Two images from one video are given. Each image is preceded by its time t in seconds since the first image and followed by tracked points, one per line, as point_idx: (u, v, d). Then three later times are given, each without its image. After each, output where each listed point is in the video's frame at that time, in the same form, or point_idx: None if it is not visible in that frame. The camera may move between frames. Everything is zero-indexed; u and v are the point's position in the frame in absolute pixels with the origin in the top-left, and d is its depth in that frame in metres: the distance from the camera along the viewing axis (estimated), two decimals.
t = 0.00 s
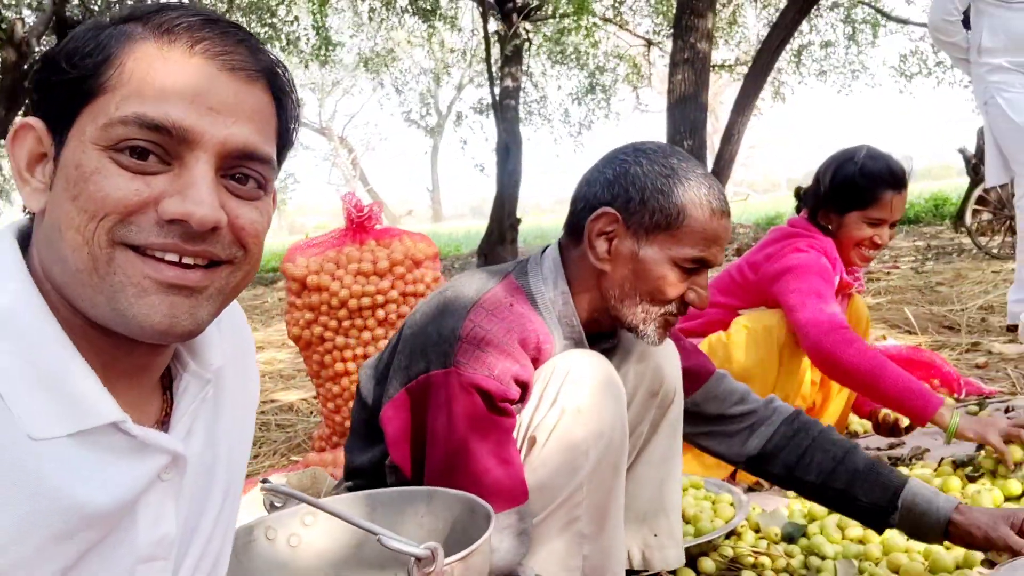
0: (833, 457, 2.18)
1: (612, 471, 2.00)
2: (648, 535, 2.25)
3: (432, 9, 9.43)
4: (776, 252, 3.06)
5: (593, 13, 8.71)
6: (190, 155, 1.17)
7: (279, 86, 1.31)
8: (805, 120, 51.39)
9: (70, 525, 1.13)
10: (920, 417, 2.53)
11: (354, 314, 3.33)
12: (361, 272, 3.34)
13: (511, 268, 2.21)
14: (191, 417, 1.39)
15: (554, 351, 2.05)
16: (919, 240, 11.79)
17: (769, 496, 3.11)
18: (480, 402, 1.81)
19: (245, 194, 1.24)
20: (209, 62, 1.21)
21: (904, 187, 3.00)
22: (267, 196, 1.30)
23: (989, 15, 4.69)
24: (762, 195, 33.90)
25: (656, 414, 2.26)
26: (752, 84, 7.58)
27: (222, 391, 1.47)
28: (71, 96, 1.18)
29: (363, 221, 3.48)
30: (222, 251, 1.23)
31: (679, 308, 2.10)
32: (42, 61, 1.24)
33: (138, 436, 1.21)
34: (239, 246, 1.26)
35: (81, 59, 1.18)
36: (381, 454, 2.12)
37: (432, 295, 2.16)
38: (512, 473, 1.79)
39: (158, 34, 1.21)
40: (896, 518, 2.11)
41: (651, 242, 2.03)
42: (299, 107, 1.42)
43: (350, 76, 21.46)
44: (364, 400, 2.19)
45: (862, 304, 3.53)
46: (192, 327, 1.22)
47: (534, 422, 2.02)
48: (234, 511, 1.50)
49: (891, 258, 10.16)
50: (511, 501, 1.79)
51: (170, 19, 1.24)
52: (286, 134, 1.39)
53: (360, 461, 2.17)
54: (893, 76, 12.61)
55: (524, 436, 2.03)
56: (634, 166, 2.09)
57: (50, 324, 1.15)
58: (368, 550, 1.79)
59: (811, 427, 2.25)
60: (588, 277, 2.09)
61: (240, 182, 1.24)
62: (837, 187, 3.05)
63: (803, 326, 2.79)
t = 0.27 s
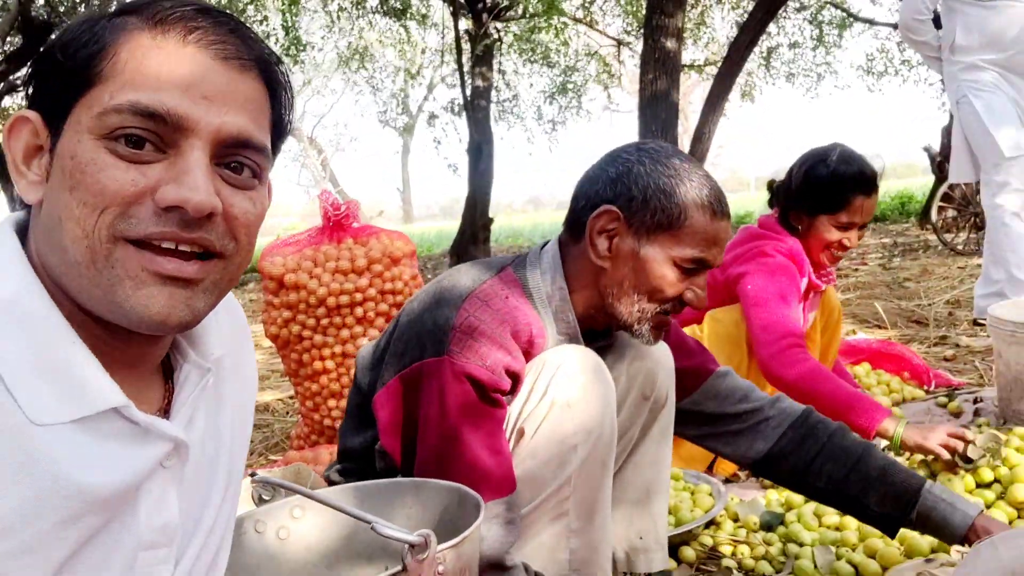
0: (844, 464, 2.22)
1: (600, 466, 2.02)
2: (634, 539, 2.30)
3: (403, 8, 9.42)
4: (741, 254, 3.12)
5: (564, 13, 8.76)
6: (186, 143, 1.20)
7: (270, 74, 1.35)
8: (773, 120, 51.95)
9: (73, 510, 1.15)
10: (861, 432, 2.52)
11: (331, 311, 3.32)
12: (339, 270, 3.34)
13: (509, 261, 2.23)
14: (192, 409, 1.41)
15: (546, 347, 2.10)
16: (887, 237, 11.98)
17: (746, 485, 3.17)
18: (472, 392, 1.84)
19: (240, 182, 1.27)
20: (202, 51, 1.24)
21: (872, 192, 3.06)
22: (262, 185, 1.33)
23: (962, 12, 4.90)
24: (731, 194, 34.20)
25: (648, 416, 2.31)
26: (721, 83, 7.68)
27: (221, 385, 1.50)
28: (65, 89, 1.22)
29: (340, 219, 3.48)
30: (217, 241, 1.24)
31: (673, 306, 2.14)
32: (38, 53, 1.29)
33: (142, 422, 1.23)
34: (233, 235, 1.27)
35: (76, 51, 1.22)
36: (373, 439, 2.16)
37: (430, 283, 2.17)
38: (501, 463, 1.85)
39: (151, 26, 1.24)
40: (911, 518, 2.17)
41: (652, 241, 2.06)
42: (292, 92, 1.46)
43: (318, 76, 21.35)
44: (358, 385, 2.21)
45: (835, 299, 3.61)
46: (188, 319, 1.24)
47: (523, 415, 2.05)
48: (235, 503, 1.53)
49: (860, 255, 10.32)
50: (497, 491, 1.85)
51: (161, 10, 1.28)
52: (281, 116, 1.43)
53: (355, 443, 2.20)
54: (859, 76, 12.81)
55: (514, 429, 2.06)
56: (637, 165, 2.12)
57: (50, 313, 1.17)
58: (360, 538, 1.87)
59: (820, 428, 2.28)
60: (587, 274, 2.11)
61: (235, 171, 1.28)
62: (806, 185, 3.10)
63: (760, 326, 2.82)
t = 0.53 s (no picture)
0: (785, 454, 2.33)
1: (586, 466, 2.03)
2: (623, 528, 2.31)
3: (387, 9, 9.40)
4: (730, 254, 3.12)
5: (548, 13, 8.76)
6: (166, 126, 1.21)
7: (247, 62, 1.36)
8: (757, 119, 52.20)
9: (62, 512, 1.14)
10: (876, 420, 2.52)
11: (317, 312, 3.31)
12: (324, 271, 3.32)
13: (489, 263, 2.23)
14: (181, 407, 1.40)
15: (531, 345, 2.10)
16: (870, 235, 12.07)
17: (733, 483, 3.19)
18: (457, 397, 1.86)
19: (222, 167, 1.28)
20: (179, 38, 1.25)
21: (855, 194, 3.08)
22: (243, 173, 1.34)
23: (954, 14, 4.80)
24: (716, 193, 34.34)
25: (634, 410, 2.33)
26: (705, 83, 7.72)
27: (209, 379, 1.50)
28: (44, 83, 1.21)
29: (325, 220, 3.46)
30: (201, 226, 1.23)
31: (655, 305, 2.16)
32: (17, 56, 1.29)
33: (130, 421, 1.23)
34: (217, 222, 1.26)
35: (55, 45, 1.22)
36: (358, 446, 2.14)
37: (415, 284, 2.18)
38: (489, 466, 1.86)
39: (127, 17, 1.25)
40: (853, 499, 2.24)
41: (632, 243, 2.08)
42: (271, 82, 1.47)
43: (302, 77, 21.26)
44: (342, 394, 2.21)
45: (819, 293, 3.62)
46: (178, 303, 1.22)
47: (508, 418, 2.05)
48: (228, 502, 1.53)
49: (843, 252, 10.38)
50: (485, 494, 1.86)
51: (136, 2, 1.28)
52: (260, 105, 1.45)
53: (340, 452, 2.19)
54: (841, 76, 12.90)
55: (500, 431, 2.06)
56: (615, 166, 2.12)
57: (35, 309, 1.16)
58: (352, 538, 1.86)
59: (763, 420, 2.40)
60: (569, 276, 2.12)
61: (217, 157, 1.28)
62: (789, 186, 3.12)
63: (757, 331, 2.84)
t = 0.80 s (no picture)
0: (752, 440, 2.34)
1: (580, 462, 2.01)
2: (615, 523, 2.28)
3: (382, 10, 9.40)
4: (727, 254, 3.12)
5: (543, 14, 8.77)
6: (163, 130, 1.20)
7: (245, 65, 1.35)
8: (752, 119, 52.25)
9: (58, 519, 1.14)
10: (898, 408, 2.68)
11: (313, 314, 3.31)
12: (320, 273, 3.32)
13: (472, 262, 2.23)
14: (177, 411, 1.40)
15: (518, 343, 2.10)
16: (865, 235, 12.10)
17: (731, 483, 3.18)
18: (449, 395, 1.85)
19: (219, 173, 1.28)
20: (177, 42, 1.25)
21: (847, 191, 3.09)
22: (241, 178, 1.34)
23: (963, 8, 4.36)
24: (711, 193, 34.39)
25: (623, 399, 2.34)
26: (701, 83, 7.71)
27: (208, 385, 1.49)
28: (41, 82, 1.21)
29: (321, 221, 3.46)
30: (198, 230, 1.23)
31: (636, 296, 2.16)
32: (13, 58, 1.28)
33: (125, 427, 1.22)
34: (214, 225, 1.26)
35: (51, 48, 1.22)
36: (350, 454, 2.13)
37: (403, 285, 2.19)
38: (483, 463, 1.86)
39: (125, 21, 1.24)
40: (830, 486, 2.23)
41: (610, 234, 2.08)
42: (270, 82, 1.46)
43: (297, 79, 21.24)
44: (331, 400, 2.21)
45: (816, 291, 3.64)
46: (175, 308, 1.21)
47: (499, 417, 2.06)
48: (224, 508, 1.53)
49: (839, 252, 10.39)
50: (479, 493, 1.85)
51: (133, 6, 1.27)
52: (258, 106, 1.44)
53: (330, 460, 2.19)
54: (836, 76, 12.93)
55: (491, 431, 2.07)
56: (591, 159, 2.14)
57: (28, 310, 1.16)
58: (344, 543, 1.85)
59: (727, 414, 2.41)
60: (549, 269, 2.13)
61: (214, 162, 1.28)
62: (780, 184, 3.12)
63: (762, 334, 2.90)
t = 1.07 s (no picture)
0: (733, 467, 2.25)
1: (575, 457, 2.04)
2: (613, 512, 2.32)
3: (382, 12, 9.40)
4: (725, 253, 3.12)
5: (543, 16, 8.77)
6: (159, 132, 1.20)
7: (241, 67, 1.36)
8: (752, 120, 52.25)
9: (54, 523, 1.14)
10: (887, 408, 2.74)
11: (313, 316, 3.30)
12: (320, 275, 3.32)
13: (462, 260, 2.22)
14: (174, 414, 1.40)
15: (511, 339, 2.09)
16: (865, 236, 12.10)
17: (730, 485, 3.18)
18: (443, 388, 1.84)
19: (215, 175, 1.28)
20: (173, 45, 1.25)
21: (837, 183, 3.09)
22: (238, 180, 1.34)
23: None
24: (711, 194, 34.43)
25: (614, 391, 2.35)
26: (701, 85, 7.71)
27: (205, 386, 1.49)
28: (36, 83, 1.21)
29: (321, 223, 3.44)
30: (196, 230, 1.23)
31: (628, 285, 2.17)
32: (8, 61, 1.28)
33: (122, 430, 1.21)
34: (211, 225, 1.26)
35: (47, 50, 1.22)
36: (347, 454, 2.13)
37: (391, 289, 2.19)
38: (479, 458, 1.85)
39: (120, 23, 1.24)
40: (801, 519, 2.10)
41: (600, 225, 2.09)
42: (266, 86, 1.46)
43: (297, 80, 21.25)
44: (327, 400, 2.21)
45: (813, 290, 3.64)
46: (172, 300, 1.21)
47: (494, 411, 2.05)
48: (223, 509, 1.53)
49: (839, 253, 10.39)
50: (476, 487, 1.84)
51: (128, 8, 1.27)
52: (255, 109, 1.44)
53: (328, 461, 2.19)
54: (836, 78, 12.95)
55: (487, 425, 2.05)
56: (576, 154, 2.15)
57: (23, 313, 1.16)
58: (340, 545, 1.85)
59: (712, 436, 2.36)
60: (541, 264, 2.12)
61: (210, 164, 1.28)
62: (768, 182, 3.12)
63: (752, 335, 2.93)
